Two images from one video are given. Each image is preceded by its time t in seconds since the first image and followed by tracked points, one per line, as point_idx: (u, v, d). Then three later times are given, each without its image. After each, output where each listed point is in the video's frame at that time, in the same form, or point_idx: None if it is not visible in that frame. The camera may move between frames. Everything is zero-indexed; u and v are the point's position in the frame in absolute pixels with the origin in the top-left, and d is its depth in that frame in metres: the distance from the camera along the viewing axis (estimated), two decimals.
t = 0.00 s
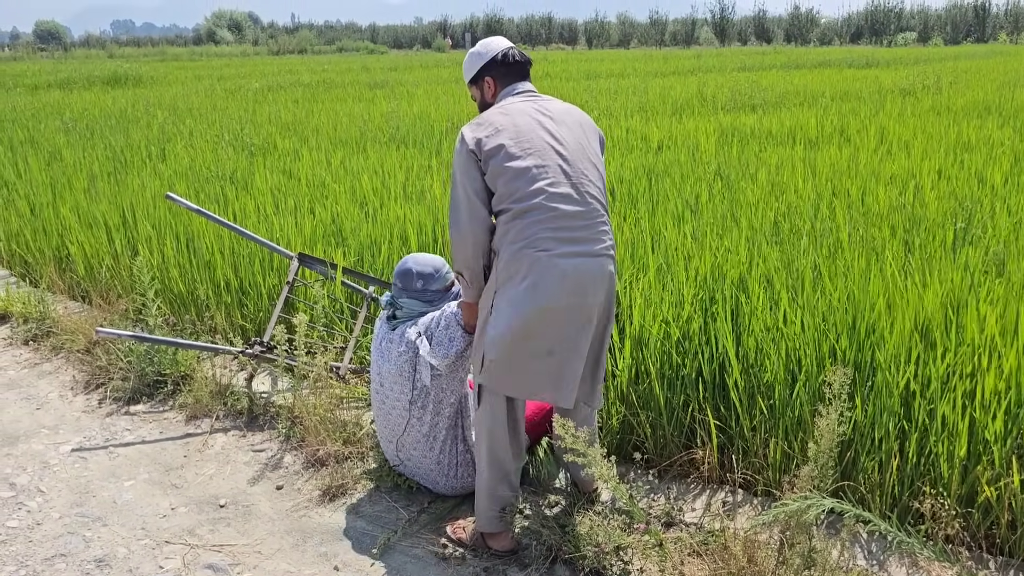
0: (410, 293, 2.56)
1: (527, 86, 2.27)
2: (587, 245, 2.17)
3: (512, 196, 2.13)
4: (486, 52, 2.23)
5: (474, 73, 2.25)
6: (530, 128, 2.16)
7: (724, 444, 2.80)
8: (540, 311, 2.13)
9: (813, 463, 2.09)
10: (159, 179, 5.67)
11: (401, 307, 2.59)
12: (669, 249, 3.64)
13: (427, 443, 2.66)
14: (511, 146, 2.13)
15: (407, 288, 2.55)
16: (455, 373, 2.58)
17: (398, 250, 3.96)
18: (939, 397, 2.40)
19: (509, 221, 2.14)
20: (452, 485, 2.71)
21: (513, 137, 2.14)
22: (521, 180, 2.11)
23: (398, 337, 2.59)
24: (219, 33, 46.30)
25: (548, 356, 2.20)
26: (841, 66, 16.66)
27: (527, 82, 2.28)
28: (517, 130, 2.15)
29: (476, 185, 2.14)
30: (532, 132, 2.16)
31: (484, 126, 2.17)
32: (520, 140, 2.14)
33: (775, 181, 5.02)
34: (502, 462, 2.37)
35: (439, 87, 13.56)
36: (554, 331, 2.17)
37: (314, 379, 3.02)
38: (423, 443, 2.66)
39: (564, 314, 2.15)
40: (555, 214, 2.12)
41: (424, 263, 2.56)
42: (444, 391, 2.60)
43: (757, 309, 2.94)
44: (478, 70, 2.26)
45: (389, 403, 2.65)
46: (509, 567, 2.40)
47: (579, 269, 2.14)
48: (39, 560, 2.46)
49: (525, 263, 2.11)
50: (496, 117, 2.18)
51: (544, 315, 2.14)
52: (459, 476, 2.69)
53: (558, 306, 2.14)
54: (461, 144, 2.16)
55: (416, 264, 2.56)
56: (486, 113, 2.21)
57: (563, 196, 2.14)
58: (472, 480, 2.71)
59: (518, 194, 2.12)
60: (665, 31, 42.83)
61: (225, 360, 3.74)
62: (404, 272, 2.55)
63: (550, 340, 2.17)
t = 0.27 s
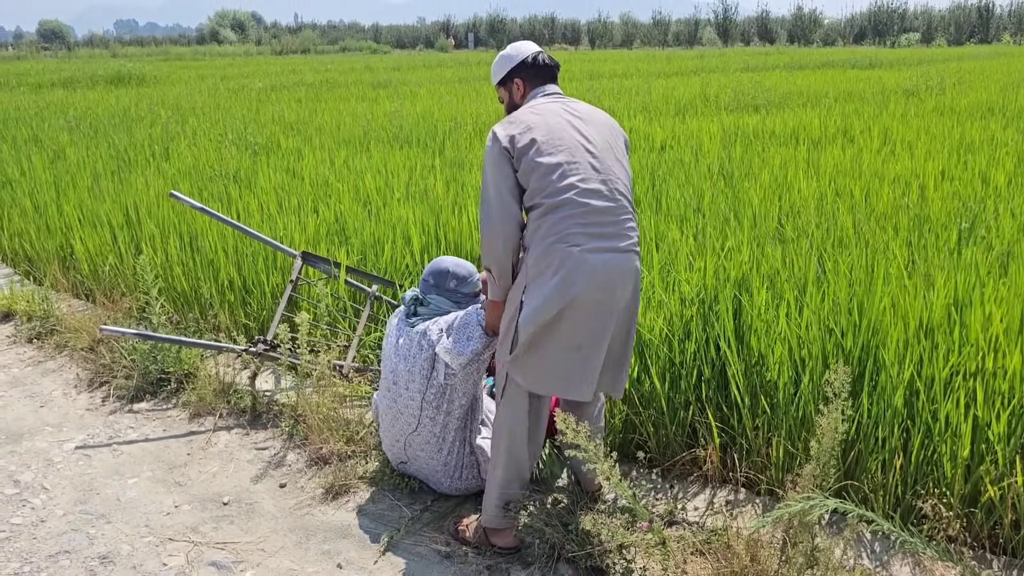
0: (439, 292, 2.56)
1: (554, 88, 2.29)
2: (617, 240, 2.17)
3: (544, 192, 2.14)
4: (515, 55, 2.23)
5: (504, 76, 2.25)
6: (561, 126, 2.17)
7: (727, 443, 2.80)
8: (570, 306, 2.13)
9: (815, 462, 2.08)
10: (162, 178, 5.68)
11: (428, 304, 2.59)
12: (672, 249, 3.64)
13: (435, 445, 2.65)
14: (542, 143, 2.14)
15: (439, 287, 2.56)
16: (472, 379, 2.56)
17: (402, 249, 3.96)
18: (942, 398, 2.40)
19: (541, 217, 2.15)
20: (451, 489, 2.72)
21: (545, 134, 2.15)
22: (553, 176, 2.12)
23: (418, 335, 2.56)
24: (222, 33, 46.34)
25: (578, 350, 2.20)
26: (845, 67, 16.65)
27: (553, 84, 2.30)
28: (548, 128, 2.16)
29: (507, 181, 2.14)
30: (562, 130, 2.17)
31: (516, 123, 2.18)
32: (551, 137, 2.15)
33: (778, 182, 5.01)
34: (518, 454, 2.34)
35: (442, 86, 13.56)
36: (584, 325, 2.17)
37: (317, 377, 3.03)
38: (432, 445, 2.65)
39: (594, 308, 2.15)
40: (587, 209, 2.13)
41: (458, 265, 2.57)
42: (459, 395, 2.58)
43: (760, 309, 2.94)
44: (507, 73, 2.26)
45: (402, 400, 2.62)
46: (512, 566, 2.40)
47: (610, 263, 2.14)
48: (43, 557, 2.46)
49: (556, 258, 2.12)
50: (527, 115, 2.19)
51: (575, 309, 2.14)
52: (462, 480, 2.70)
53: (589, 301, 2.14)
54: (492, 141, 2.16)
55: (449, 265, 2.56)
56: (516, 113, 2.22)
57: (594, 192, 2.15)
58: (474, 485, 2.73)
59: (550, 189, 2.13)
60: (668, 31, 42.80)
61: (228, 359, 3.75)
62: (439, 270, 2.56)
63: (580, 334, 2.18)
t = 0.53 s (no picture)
0: (454, 284, 2.59)
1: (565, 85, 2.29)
2: (627, 236, 2.17)
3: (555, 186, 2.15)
4: (525, 50, 2.26)
5: (513, 69, 2.27)
6: (571, 123, 2.18)
7: (725, 443, 2.80)
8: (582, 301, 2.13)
9: (814, 463, 2.08)
10: (161, 176, 5.67)
11: (442, 296, 2.61)
12: (671, 249, 3.64)
13: (442, 436, 2.65)
14: (554, 138, 2.15)
15: (453, 279, 2.60)
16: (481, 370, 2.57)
17: (401, 247, 3.95)
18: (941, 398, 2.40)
19: (552, 211, 2.15)
20: (453, 483, 2.72)
21: (556, 129, 2.17)
22: (564, 170, 2.13)
23: (432, 324, 2.59)
24: (221, 32, 46.31)
25: (590, 346, 2.20)
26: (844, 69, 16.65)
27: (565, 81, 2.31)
28: (559, 123, 2.17)
29: (518, 173, 2.15)
30: (573, 125, 2.18)
31: (527, 118, 2.19)
32: (562, 132, 2.16)
33: (778, 183, 5.01)
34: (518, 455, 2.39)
35: (441, 86, 13.55)
36: (596, 320, 2.17)
37: (316, 375, 3.02)
38: (439, 436, 2.65)
39: (606, 304, 2.15)
40: (597, 205, 2.13)
41: (473, 260, 2.61)
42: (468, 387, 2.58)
43: (759, 309, 2.94)
44: (517, 67, 2.28)
45: (413, 388, 2.64)
46: (510, 565, 2.40)
47: (621, 259, 2.14)
48: (40, 554, 2.46)
49: (568, 253, 2.12)
50: (538, 109, 2.20)
51: (587, 305, 2.14)
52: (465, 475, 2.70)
53: (601, 296, 2.14)
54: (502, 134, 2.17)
55: (464, 259, 2.61)
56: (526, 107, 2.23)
57: (605, 188, 2.15)
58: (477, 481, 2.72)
59: (562, 184, 2.14)
60: (668, 32, 42.80)
61: (227, 356, 3.74)
62: (456, 262, 2.60)
63: (591, 330, 2.18)
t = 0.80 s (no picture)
0: (447, 284, 2.63)
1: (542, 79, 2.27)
2: (601, 236, 2.17)
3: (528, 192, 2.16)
4: (500, 42, 2.25)
5: (490, 62, 2.28)
6: (541, 127, 2.17)
7: (723, 446, 2.80)
8: (556, 303, 2.14)
9: (813, 465, 2.10)
10: (160, 177, 5.67)
11: (435, 296, 2.65)
12: (669, 252, 3.65)
13: (436, 437, 2.66)
14: (526, 144, 2.15)
15: (447, 279, 2.63)
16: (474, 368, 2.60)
17: (400, 249, 3.96)
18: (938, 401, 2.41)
19: (524, 216, 2.16)
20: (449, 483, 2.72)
21: (527, 133, 2.16)
22: (535, 177, 2.13)
23: (424, 324, 2.61)
24: (220, 33, 46.32)
25: (568, 345, 2.21)
26: (842, 74, 16.70)
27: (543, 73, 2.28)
28: (530, 128, 2.17)
29: (492, 180, 2.16)
30: (545, 129, 2.17)
31: (498, 124, 2.19)
32: (533, 137, 2.16)
33: (776, 187, 5.02)
34: (506, 453, 2.42)
35: (440, 88, 13.55)
36: (571, 321, 2.18)
37: (314, 377, 3.02)
38: (434, 437, 2.66)
39: (581, 305, 2.16)
40: (567, 209, 2.13)
41: (467, 260, 2.65)
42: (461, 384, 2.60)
43: (756, 312, 2.95)
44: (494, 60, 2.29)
45: (406, 390, 2.65)
46: (507, 567, 2.40)
47: (595, 261, 2.14)
48: (37, 554, 2.46)
49: (539, 257, 2.12)
50: (510, 113, 2.19)
51: (562, 307, 2.15)
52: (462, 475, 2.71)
53: (575, 298, 2.15)
54: (474, 142, 2.18)
55: (457, 260, 2.65)
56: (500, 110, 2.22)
57: (576, 191, 2.15)
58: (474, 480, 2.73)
59: (534, 189, 2.15)
60: (666, 36, 42.88)
61: (225, 357, 3.74)
62: (449, 263, 2.65)
63: (568, 331, 2.19)
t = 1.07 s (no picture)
0: (431, 285, 2.61)
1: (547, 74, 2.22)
2: (599, 248, 2.19)
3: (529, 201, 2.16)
4: (507, 31, 2.18)
5: (494, 50, 2.20)
6: (547, 135, 2.14)
7: (720, 450, 2.81)
8: (551, 312, 2.18)
9: (811, 471, 2.13)
10: (157, 180, 5.67)
11: (421, 300, 2.62)
12: (666, 257, 3.65)
13: (434, 439, 2.66)
14: (530, 151, 2.12)
15: (431, 280, 2.60)
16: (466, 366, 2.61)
17: (397, 252, 3.96)
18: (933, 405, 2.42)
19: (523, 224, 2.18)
20: (449, 485, 2.72)
21: (533, 140, 2.13)
22: (537, 188, 2.13)
23: (415, 328, 2.59)
24: (218, 36, 46.34)
25: (559, 352, 2.26)
26: (840, 79, 16.75)
27: (547, 69, 2.23)
28: (536, 134, 2.13)
29: (495, 187, 2.14)
30: (550, 137, 2.14)
31: (504, 129, 2.14)
32: (538, 145, 2.13)
33: (773, 191, 5.03)
34: (497, 454, 2.44)
35: (439, 91, 13.57)
36: (565, 329, 2.22)
37: (310, 380, 3.02)
38: (432, 439, 2.66)
39: (575, 315, 2.20)
40: (567, 223, 2.15)
41: (445, 259, 2.63)
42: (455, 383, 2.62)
43: (752, 316, 2.96)
44: (498, 48, 2.21)
45: (402, 394, 2.64)
46: (503, 570, 2.39)
47: (592, 273, 2.17)
48: (32, 556, 2.45)
49: (536, 266, 2.15)
50: (514, 116, 2.15)
51: (555, 316, 2.19)
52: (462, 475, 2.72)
53: (569, 308, 2.18)
54: (477, 143, 2.14)
55: (436, 261, 2.62)
56: (504, 109, 2.18)
57: (578, 205, 2.16)
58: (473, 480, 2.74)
59: (535, 198, 2.15)
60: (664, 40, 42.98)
61: (221, 360, 3.74)
62: (430, 265, 2.61)
63: (561, 338, 2.23)
